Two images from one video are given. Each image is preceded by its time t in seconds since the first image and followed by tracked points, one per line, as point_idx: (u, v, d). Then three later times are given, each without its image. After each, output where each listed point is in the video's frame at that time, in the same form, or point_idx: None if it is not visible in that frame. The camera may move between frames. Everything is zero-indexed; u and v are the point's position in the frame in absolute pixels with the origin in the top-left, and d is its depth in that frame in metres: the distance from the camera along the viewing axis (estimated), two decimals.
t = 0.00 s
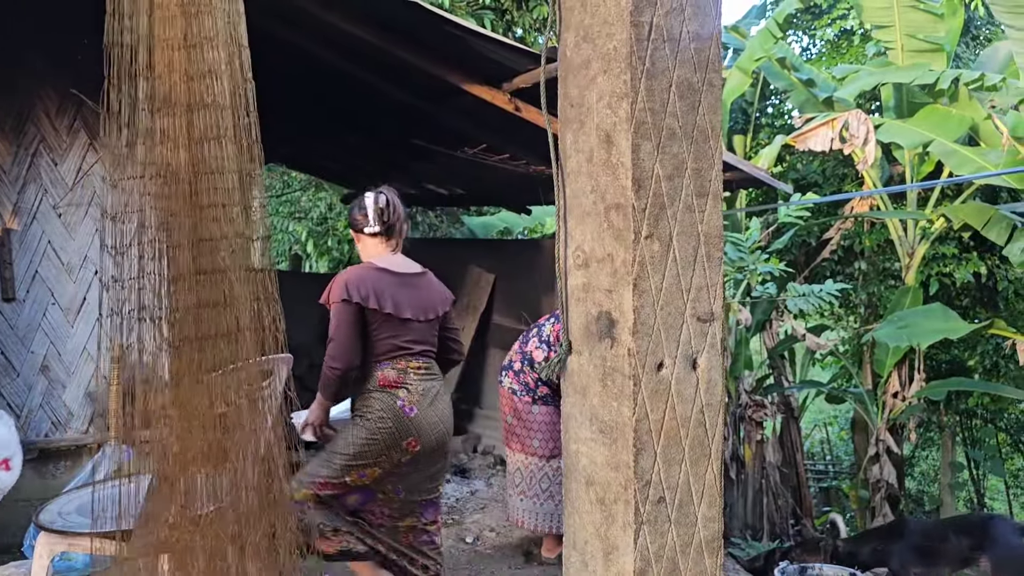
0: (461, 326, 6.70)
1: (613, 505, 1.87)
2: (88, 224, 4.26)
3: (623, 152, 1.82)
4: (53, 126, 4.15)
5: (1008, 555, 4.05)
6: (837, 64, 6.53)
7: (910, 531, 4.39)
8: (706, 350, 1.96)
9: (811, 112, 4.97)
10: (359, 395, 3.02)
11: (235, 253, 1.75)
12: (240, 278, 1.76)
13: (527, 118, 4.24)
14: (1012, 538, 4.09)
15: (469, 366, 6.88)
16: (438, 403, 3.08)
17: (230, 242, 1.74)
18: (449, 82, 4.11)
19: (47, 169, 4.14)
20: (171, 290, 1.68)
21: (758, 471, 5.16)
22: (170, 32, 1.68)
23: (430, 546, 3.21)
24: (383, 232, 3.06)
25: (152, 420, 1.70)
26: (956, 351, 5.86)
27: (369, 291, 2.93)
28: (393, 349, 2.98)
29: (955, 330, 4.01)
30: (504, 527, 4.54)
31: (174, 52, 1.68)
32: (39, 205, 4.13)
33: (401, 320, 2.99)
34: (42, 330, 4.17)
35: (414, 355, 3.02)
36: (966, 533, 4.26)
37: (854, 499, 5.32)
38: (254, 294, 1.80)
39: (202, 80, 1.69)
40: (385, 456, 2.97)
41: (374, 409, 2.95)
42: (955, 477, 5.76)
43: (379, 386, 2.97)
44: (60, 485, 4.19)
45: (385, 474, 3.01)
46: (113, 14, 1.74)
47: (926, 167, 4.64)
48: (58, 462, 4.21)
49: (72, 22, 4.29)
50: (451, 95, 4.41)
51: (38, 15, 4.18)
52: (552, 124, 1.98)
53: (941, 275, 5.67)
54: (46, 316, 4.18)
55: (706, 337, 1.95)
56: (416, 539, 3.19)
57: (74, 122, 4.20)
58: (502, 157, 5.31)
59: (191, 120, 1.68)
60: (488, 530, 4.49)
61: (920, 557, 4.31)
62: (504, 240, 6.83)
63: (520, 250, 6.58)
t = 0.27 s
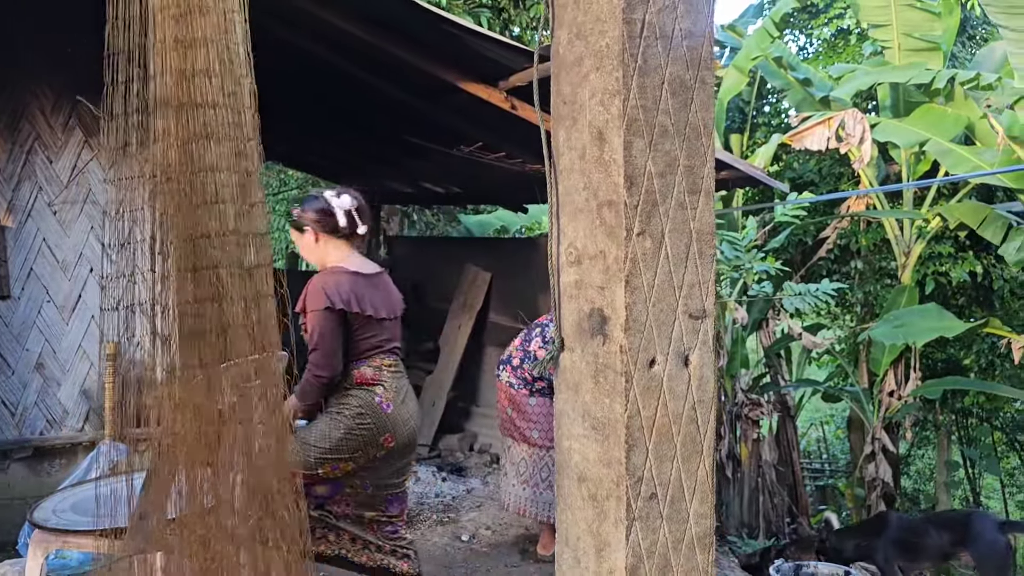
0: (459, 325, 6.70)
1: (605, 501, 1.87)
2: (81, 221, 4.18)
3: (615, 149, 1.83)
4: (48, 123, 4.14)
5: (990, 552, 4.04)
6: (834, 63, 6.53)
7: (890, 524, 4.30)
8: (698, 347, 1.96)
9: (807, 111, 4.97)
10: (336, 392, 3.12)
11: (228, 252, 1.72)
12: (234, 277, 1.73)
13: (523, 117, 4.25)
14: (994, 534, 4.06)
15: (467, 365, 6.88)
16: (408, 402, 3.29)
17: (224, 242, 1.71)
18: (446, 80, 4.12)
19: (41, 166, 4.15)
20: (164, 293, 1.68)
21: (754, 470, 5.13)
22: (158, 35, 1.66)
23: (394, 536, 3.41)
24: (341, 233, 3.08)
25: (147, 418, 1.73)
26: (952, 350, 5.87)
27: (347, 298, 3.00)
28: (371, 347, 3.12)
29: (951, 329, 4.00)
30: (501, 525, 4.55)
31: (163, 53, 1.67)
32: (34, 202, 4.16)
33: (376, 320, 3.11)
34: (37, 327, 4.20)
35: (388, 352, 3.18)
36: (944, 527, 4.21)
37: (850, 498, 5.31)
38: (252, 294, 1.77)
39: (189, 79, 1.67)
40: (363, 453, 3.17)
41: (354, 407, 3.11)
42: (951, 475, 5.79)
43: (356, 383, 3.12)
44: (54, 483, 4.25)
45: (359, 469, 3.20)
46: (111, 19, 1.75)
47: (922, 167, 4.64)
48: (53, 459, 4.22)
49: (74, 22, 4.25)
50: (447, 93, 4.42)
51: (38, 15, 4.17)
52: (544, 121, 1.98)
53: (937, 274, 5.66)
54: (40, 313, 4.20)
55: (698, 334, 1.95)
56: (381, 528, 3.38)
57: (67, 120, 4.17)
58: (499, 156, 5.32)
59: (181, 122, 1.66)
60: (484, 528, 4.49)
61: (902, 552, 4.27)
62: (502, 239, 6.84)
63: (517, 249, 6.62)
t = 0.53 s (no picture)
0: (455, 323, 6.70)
1: (599, 498, 1.87)
2: (77, 217, 4.21)
3: (610, 146, 1.82)
4: (43, 119, 4.15)
5: (982, 547, 4.27)
6: (830, 62, 6.54)
7: (882, 520, 4.28)
8: (693, 344, 1.96)
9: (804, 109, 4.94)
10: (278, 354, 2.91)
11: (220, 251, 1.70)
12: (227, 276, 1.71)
13: (519, 114, 4.24)
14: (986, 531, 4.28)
15: (463, 363, 6.88)
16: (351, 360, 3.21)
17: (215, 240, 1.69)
18: (442, 78, 4.11)
19: (36, 162, 4.15)
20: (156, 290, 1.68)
21: (749, 468, 5.19)
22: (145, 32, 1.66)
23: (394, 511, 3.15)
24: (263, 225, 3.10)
25: (142, 413, 1.74)
26: (947, 349, 5.86)
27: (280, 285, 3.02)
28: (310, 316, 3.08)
29: (946, 328, 4.00)
30: (496, 523, 4.55)
31: (151, 52, 1.67)
32: (28, 198, 4.15)
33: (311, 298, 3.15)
34: (31, 323, 4.19)
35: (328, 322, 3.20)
36: (936, 525, 4.30)
37: (845, 496, 5.32)
38: (247, 292, 1.74)
39: (175, 77, 1.65)
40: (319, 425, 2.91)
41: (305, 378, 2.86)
42: (945, 474, 5.80)
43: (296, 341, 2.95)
44: (49, 480, 4.20)
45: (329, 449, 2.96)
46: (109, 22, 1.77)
47: (918, 166, 4.64)
48: (47, 456, 4.19)
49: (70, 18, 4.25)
50: (444, 91, 4.42)
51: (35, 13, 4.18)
52: (540, 118, 1.98)
53: (932, 273, 5.66)
54: (35, 310, 4.19)
55: (693, 331, 1.95)
56: (358, 497, 3.09)
57: (63, 115, 4.18)
58: (495, 153, 5.32)
59: (165, 119, 1.66)
60: (479, 526, 4.49)
61: (892, 547, 4.25)
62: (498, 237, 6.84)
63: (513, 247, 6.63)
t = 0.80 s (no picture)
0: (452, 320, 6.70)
1: (593, 495, 1.87)
2: (72, 212, 4.21)
3: (604, 143, 1.82)
4: (38, 114, 4.15)
5: (977, 545, 4.06)
6: (827, 61, 6.54)
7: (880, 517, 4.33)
8: (686, 341, 1.96)
9: (801, 108, 4.99)
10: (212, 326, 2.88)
11: (201, 248, 1.61)
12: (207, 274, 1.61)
13: (515, 111, 4.24)
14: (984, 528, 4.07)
15: (460, 360, 6.87)
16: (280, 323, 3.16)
17: (194, 235, 1.60)
18: (438, 75, 4.11)
19: (31, 157, 4.15)
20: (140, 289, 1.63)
21: (744, 466, 5.14)
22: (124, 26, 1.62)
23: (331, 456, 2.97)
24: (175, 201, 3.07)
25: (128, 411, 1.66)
26: (943, 348, 5.87)
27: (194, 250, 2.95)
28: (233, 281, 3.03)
29: (942, 327, 4.00)
30: (491, 520, 4.55)
31: (134, 38, 1.62)
32: (23, 193, 4.15)
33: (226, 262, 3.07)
34: (25, 319, 4.19)
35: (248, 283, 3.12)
36: (934, 523, 4.23)
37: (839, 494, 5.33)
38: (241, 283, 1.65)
39: (153, 69, 1.60)
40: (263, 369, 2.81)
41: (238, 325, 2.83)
42: (940, 472, 5.79)
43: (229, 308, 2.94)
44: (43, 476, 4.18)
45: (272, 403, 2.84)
46: (104, 21, 1.75)
47: (914, 165, 4.64)
48: (41, 452, 4.17)
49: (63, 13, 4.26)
50: (441, 88, 4.42)
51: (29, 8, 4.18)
52: (535, 114, 1.98)
53: (928, 272, 5.67)
54: (30, 305, 4.19)
55: (686, 328, 1.95)
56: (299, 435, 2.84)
57: (58, 110, 4.19)
58: (492, 150, 5.32)
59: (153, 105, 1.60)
60: (474, 523, 4.49)
61: (888, 543, 4.31)
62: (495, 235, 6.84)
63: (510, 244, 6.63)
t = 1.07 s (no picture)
0: (448, 317, 6.70)
1: (588, 493, 1.87)
2: (68, 208, 4.22)
3: (602, 140, 1.82)
4: (34, 108, 4.14)
5: (976, 544, 4.00)
6: (825, 60, 6.54)
7: (880, 514, 4.34)
8: (683, 340, 1.96)
9: (798, 107, 4.99)
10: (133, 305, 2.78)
11: (167, 241, 1.56)
12: (170, 271, 1.57)
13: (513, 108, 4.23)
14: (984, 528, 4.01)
15: (457, 357, 6.87)
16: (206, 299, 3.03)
17: (157, 228, 1.55)
18: (436, 71, 4.10)
19: (27, 152, 4.15)
20: (104, 281, 1.58)
21: (740, 464, 5.15)
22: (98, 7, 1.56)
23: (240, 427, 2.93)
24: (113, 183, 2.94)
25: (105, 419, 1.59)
26: (939, 348, 5.88)
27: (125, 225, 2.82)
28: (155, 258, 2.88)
29: (938, 327, 4.00)
30: (487, 517, 4.55)
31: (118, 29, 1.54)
32: (19, 187, 4.14)
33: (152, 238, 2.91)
34: (21, 314, 4.19)
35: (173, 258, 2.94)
36: (933, 522, 4.19)
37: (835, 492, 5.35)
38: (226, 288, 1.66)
39: (136, 65, 1.54)
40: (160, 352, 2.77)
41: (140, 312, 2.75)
42: (936, 472, 5.78)
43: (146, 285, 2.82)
44: (39, 471, 4.18)
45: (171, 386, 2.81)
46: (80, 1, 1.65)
47: (912, 164, 4.64)
48: (37, 447, 4.17)
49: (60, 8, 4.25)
50: (439, 85, 4.41)
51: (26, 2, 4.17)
52: (532, 111, 1.98)
53: (924, 272, 5.69)
54: (25, 300, 4.19)
55: (683, 326, 1.95)
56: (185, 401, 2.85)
57: (54, 105, 4.18)
58: (489, 147, 5.31)
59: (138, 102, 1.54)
60: (470, 520, 4.49)
61: (886, 541, 4.30)
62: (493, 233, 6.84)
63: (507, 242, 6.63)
